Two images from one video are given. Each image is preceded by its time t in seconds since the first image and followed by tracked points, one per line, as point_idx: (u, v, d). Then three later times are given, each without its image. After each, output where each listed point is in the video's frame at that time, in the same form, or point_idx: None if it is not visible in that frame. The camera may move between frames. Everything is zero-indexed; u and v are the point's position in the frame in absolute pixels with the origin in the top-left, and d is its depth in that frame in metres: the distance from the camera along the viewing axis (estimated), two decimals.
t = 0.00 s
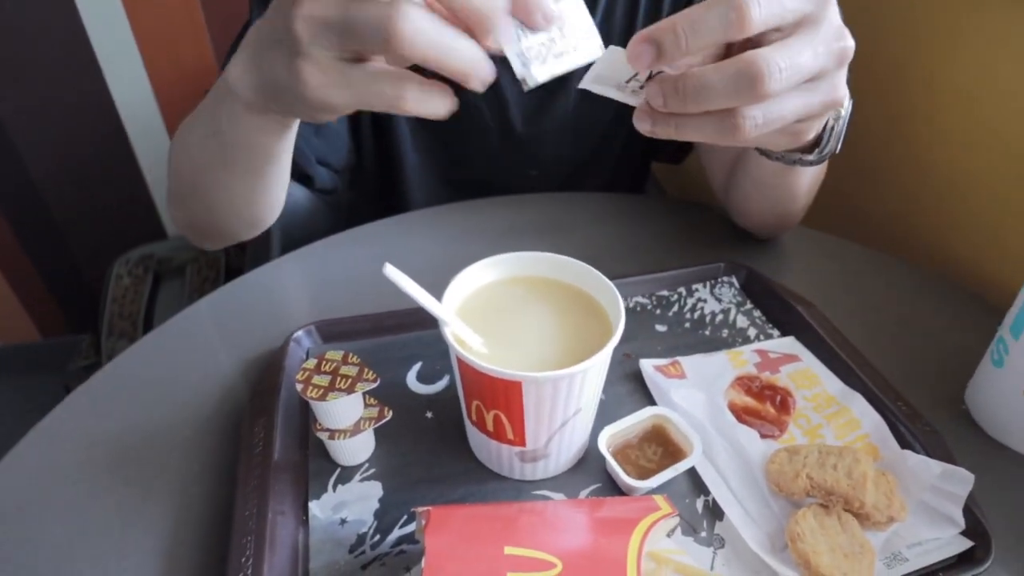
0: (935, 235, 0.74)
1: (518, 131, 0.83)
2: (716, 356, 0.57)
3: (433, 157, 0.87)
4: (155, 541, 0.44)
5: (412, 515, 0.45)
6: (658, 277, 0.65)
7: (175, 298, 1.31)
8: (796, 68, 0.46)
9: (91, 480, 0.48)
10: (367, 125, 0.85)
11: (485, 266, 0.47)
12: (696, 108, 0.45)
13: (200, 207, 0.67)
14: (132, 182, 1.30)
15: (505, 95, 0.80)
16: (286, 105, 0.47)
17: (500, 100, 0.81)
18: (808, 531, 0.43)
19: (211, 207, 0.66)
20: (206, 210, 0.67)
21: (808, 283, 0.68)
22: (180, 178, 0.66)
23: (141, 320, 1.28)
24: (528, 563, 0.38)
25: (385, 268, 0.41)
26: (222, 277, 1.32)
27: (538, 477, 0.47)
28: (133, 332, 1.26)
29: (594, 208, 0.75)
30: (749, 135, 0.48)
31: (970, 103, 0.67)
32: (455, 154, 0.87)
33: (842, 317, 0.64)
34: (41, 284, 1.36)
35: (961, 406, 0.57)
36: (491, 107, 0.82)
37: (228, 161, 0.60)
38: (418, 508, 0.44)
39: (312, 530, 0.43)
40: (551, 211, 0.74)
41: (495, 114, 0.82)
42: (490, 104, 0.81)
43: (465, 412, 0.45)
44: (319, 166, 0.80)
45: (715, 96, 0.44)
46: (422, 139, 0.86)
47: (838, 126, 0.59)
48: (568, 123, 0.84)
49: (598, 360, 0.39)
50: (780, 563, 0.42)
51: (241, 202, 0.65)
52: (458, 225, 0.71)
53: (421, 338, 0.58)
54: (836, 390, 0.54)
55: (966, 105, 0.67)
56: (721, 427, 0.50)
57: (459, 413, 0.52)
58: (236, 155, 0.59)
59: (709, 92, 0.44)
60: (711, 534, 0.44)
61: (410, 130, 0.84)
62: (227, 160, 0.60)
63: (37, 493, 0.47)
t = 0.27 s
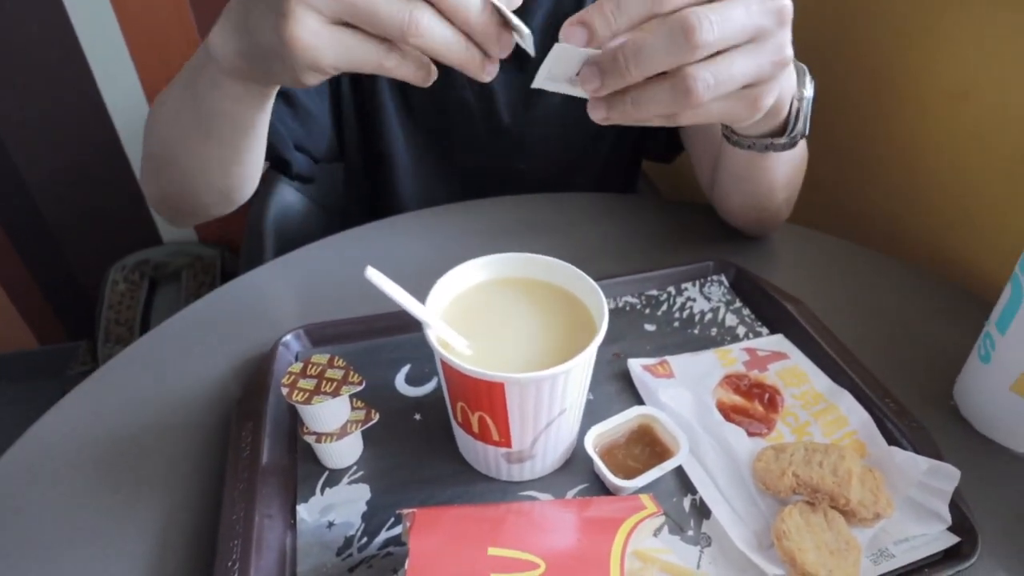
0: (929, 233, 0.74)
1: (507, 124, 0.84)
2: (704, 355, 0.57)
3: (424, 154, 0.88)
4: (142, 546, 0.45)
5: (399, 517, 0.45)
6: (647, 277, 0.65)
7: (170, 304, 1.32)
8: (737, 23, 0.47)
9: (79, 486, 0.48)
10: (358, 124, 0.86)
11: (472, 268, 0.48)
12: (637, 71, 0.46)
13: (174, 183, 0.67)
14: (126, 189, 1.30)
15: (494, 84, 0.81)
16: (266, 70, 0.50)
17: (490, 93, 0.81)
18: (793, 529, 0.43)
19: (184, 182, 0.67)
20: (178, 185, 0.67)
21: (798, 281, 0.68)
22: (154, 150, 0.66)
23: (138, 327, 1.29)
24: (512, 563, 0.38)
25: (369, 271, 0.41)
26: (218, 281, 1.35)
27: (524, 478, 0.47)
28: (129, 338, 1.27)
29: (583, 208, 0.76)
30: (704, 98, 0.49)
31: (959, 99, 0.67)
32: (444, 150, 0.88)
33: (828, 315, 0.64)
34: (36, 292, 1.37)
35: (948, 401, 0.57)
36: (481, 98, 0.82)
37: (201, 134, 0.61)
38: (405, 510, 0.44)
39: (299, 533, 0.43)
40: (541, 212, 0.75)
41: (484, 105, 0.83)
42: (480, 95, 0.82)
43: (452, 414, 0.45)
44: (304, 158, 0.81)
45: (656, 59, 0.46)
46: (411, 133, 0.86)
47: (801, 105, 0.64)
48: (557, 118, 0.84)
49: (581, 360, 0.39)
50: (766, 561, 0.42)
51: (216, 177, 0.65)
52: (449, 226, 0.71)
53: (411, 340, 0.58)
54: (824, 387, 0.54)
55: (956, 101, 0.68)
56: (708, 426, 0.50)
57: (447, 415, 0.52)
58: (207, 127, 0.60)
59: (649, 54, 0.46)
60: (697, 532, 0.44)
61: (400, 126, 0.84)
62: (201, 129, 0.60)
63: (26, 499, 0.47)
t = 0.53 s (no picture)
0: (931, 231, 0.74)
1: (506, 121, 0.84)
2: (704, 354, 0.57)
3: (423, 150, 0.87)
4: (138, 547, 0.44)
5: (396, 517, 0.45)
6: (646, 276, 0.65)
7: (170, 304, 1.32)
8: None
9: (76, 487, 0.48)
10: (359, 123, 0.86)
11: (471, 266, 0.47)
12: (617, 36, 0.44)
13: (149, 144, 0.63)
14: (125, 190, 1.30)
15: (493, 81, 0.80)
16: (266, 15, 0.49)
17: (489, 90, 0.81)
18: (793, 528, 0.42)
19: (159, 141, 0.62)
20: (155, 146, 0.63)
21: (798, 278, 0.68)
22: (133, 105, 0.62)
23: (137, 327, 1.29)
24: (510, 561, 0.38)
25: (366, 270, 0.41)
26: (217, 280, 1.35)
27: (523, 477, 0.47)
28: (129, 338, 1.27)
29: (582, 207, 0.75)
30: (697, 58, 0.48)
31: (961, 95, 0.67)
32: (444, 146, 0.87)
33: (827, 313, 0.64)
34: (36, 294, 1.37)
35: (948, 399, 0.57)
36: (480, 95, 0.82)
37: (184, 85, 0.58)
38: (403, 510, 0.44)
39: (297, 534, 0.43)
40: (541, 210, 0.74)
41: (484, 102, 0.82)
42: (480, 91, 0.81)
43: (450, 413, 0.45)
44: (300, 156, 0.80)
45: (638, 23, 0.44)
46: (410, 129, 0.86)
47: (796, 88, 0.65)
48: (557, 114, 0.84)
49: (580, 358, 0.39)
50: (765, 560, 0.41)
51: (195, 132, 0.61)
52: (448, 225, 0.71)
53: (409, 340, 0.58)
54: (824, 386, 0.54)
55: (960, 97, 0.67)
56: (707, 424, 0.50)
57: (445, 415, 0.52)
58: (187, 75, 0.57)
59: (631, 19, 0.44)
60: (697, 531, 0.44)
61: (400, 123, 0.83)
62: (182, 75, 0.57)
63: (22, 501, 0.47)
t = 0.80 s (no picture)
0: (929, 232, 0.74)
1: (506, 123, 0.84)
2: (702, 357, 0.57)
3: (423, 154, 0.88)
4: (138, 551, 0.45)
5: (395, 520, 0.45)
6: (644, 279, 0.66)
7: (170, 308, 1.33)
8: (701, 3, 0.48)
9: (76, 491, 0.48)
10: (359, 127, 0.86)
11: (469, 270, 0.48)
12: (604, 57, 0.45)
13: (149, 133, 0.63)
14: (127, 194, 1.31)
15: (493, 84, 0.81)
16: None
17: (489, 95, 0.82)
18: (791, 530, 0.43)
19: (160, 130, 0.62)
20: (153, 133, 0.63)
21: (795, 281, 0.68)
22: (130, 89, 0.62)
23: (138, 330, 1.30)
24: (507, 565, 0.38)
25: (364, 275, 0.41)
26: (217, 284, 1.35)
27: (521, 481, 0.47)
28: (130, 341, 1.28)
29: (580, 210, 0.76)
30: (681, 70, 0.49)
31: (957, 95, 0.67)
32: (444, 149, 0.88)
33: (824, 315, 0.64)
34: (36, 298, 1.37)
35: (945, 401, 0.57)
36: (481, 98, 0.82)
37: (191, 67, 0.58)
38: (402, 513, 0.45)
39: (296, 538, 0.43)
40: (539, 214, 0.75)
41: (484, 105, 0.83)
42: (480, 94, 0.82)
43: (448, 417, 0.45)
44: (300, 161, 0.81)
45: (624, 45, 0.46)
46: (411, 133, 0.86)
47: (794, 89, 0.66)
48: (556, 117, 0.85)
49: (577, 362, 0.39)
50: (762, 562, 0.42)
51: (196, 115, 0.61)
52: (447, 229, 0.71)
53: (408, 344, 0.58)
54: (822, 388, 0.54)
55: (956, 98, 0.67)
56: (704, 427, 0.50)
57: (443, 418, 0.52)
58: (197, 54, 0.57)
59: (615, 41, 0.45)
60: (695, 535, 0.44)
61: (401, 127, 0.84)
62: (191, 50, 0.57)
63: (23, 505, 0.47)
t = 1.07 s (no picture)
0: (914, 235, 0.77)
1: (502, 139, 0.86)
2: (693, 364, 0.58)
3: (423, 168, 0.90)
4: (142, 552, 0.46)
5: (393, 522, 0.46)
6: (637, 288, 0.67)
7: (171, 318, 1.35)
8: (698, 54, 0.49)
9: (82, 493, 0.50)
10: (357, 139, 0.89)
11: (464, 279, 0.49)
12: (595, 106, 0.50)
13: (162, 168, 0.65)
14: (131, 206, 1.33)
15: (488, 102, 0.83)
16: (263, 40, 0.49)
17: (485, 111, 0.83)
18: (776, 531, 0.44)
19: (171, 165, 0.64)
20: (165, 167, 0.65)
21: (785, 290, 0.69)
22: (140, 134, 0.64)
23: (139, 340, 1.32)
24: (500, 563, 0.39)
25: (362, 282, 0.43)
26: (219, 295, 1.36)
27: (515, 484, 0.48)
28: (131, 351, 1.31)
29: (575, 221, 0.77)
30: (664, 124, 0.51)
31: (947, 106, 0.69)
32: (443, 165, 0.90)
33: (813, 324, 0.65)
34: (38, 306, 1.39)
35: (931, 406, 0.58)
36: (477, 114, 0.84)
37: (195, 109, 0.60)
38: (398, 515, 0.46)
39: (296, 539, 0.45)
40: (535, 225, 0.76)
41: (481, 122, 0.84)
42: (477, 111, 0.83)
43: (444, 421, 0.47)
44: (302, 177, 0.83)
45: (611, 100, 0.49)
46: (410, 149, 0.88)
47: (784, 121, 0.64)
48: (553, 132, 0.86)
49: (567, 367, 0.41)
50: (750, 562, 0.43)
51: (205, 154, 0.63)
52: (444, 239, 0.73)
53: (406, 351, 0.60)
54: (809, 394, 0.55)
55: (948, 110, 0.69)
56: (694, 431, 0.51)
57: (440, 423, 0.53)
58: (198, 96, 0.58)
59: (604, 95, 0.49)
60: (684, 535, 0.45)
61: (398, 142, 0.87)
62: (190, 98, 0.59)
63: (30, 507, 0.49)
